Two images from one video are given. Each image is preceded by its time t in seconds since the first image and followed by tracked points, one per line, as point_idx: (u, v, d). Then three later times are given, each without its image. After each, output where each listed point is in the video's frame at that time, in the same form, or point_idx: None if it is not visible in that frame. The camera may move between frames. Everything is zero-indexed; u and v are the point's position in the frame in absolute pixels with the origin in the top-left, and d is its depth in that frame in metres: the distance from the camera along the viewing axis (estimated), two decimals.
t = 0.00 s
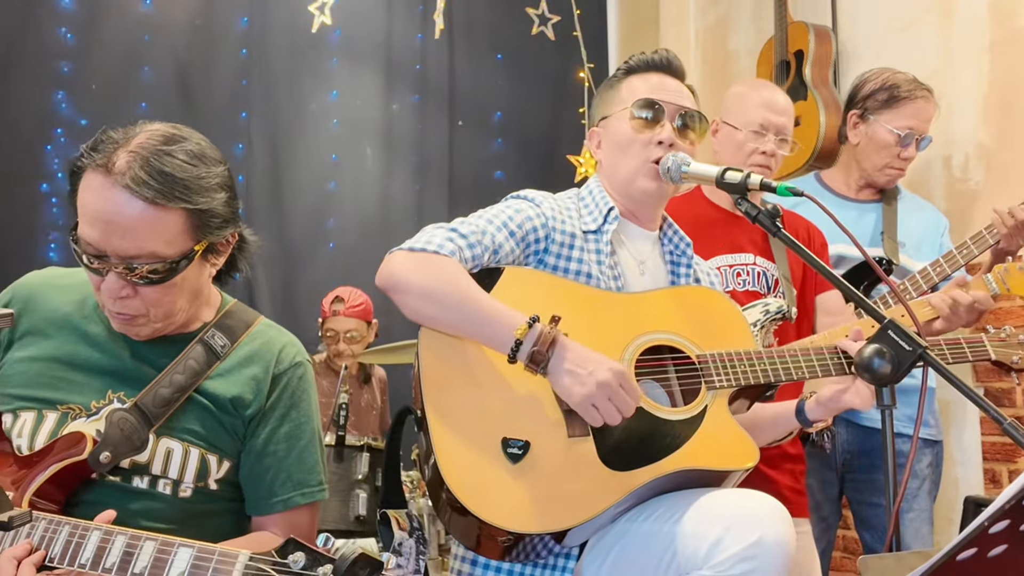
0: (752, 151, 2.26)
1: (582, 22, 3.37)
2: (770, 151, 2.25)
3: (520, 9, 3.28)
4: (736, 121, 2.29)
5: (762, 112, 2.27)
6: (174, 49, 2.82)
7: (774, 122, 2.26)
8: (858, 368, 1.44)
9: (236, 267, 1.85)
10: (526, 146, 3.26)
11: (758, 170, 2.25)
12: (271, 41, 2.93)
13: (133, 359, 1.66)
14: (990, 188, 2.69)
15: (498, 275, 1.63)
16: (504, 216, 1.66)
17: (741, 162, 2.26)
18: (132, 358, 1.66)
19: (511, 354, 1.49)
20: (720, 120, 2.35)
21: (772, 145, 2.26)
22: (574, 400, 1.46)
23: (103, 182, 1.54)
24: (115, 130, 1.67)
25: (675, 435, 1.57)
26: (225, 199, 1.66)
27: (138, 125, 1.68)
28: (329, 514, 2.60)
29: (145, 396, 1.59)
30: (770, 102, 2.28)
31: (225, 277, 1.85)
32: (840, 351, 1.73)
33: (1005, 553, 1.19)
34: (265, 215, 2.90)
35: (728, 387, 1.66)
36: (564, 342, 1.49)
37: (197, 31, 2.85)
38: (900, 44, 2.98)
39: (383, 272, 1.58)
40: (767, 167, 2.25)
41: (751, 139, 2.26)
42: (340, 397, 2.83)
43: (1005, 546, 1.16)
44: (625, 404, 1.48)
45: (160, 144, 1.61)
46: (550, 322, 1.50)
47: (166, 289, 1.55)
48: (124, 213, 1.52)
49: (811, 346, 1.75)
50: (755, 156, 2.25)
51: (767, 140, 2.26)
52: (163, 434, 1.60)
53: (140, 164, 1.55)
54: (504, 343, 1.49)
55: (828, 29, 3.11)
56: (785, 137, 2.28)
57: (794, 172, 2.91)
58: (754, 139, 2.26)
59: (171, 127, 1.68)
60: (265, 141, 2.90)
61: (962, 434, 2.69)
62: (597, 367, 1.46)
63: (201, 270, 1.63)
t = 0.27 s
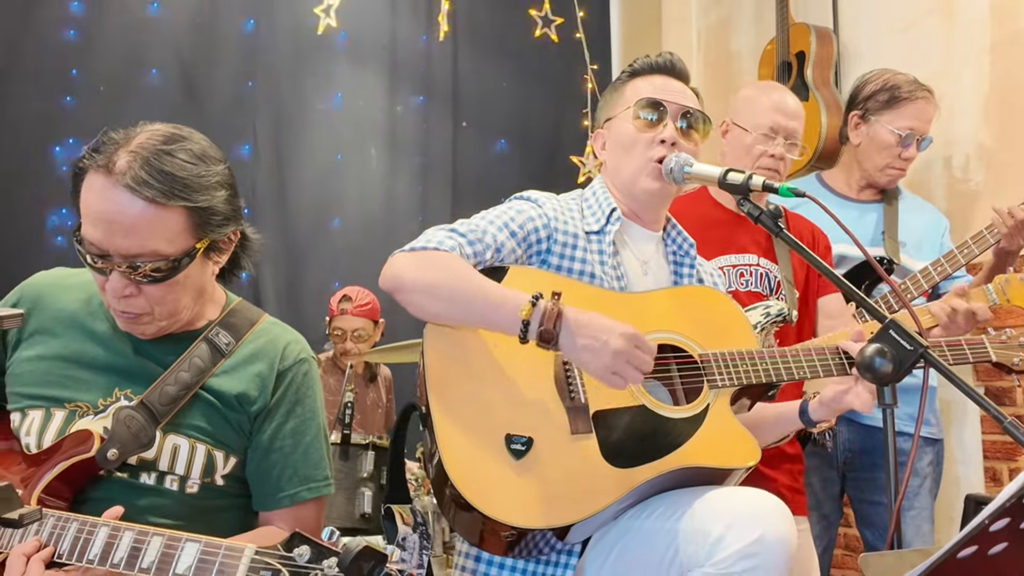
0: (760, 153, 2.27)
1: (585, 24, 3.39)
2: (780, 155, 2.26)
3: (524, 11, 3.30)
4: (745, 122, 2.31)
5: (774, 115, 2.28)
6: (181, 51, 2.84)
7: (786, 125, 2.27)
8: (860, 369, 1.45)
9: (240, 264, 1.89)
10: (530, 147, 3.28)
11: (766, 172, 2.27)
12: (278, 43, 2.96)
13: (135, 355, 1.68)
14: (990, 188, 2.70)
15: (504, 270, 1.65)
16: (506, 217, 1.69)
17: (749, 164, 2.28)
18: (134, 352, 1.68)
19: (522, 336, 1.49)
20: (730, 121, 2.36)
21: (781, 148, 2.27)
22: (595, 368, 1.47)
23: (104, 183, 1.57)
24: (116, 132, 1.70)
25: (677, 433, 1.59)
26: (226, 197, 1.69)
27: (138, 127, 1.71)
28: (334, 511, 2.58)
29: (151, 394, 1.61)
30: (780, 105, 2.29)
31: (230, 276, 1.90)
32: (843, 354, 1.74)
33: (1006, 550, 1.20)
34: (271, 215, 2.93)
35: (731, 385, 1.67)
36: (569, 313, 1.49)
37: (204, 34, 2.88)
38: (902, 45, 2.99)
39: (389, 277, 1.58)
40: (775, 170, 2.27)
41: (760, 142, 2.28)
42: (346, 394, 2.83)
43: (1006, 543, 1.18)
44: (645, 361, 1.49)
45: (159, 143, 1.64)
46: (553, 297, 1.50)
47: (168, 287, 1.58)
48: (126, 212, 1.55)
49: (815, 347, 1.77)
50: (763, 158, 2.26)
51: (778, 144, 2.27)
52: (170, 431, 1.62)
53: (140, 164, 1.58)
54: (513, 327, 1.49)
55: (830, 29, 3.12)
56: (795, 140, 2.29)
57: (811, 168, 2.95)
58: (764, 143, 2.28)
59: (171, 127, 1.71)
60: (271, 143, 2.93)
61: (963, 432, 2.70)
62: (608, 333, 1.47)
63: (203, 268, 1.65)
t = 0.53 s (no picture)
0: (758, 140, 2.29)
1: (588, 25, 3.41)
2: (777, 139, 2.28)
3: (527, 12, 3.33)
4: (741, 112, 2.33)
5: (768, 104, 2.30)
6: (188, 51, 2.87)
7: (780, 111, 2.30)
8: (863, 366, 1.46)
9: (239, 260, 1.91)
10: (535, 146, 3.30)
11: (765, 158, 2.28)
12: (283, 43, 2.99)
13: (137, 350, 1.70)
14: (992, 187, 2.71)
15: (508, 271, 1.66)
16: (514, 216, 1.70)
17: (749, 151, 2.30)
18: (133, 347, 1.71)
19: (523, 349, 1.51)
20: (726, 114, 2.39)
21: (778, 133, 2.29)
22: (589, 394, 1.49)
23: (100, 180, 1.59)
24: (110, 131, 1.74)
25: (680, 431, 1.60)
26: (221, 191, 1.72)
27: (132, 125, 1.75)
28: (339, 509, 2.64)
29: (154, 390, 1.63)
30: (777, 98, 2.32)
31: (229, 272, 1.92)
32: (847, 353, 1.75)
33: (1010, 546, 1.21)
34: (276, 215, 2.93)
35: (735, 383, 1.68)
36: (573, 337, 1.52)
37: (210, 34, 2.90)
38: (904, 45, 3.00)
39: (397, 270, 1.61)
40: (774, 156, 2.28)
41: (757, 129, 2.30)
42: (352, 393, 2.86)
43: (1009, 539, 1.19)
44: (636, 399, 1.52)
45: (153, 139, 1.67)
46: (560, 318, 1.53)
47: (167, 282, 1.60)
48: (122, 208, 1.57)
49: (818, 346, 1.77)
50: (762, 144, 2.28)
51: (774, 129, 2.29)
52: (174, 426, 1.64)
53: (135, 160, 1.61)
54: (516, 339, 1.51)
55: (832, 29, 3.13)
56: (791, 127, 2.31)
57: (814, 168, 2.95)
58: (760, 129, 2.29)
59: (165, 124, 1.74)
60: (276, 142, 2.95)
61: (965, 429, 2.70)
62: (607, 362, 1.49)
63: (202, 262, 1.68)
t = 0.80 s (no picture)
0: (766, 135, 2.29)
1: (592, 25, 3.42)
2: (785, 135, 2.28)
3: (531, 12, 3.34)
4: (749, 109, 2.34)
5: (775, 100, 2.31)
6: (194, 52, 2.88)
7: (787, 106, 2.31)
8: (869, 363, 1.46)
9: (241, 256, 1.92)
10: (539, 145, 3.31)
11: (774, 153, 2.29)
12: (289, 43, 3.00)
13: (141, 346, 1.72)
14: (994, 185, 2.72)
15: (515, 266, 1.66)
16: (518, 215, 1.71)
17: (758, 147, 2.30)
18: (138, 343, 1.72)
19: (534, 329, 1.50)
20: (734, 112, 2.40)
21: (786, 128, 2.30)
22: (609, 357, 1.49)
23: (100, 178, 1.61)
24: (109, 130, 1.75)
25: (686, 427, 1.61)
26: (221, 186, 1.74)
27: (131, 124, 1.76)
28: (346, 505, 2.66)
29: (159, 386, 1.64)
30: (783, 94, 2.33)
31: (232, 268, 1.93)
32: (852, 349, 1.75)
33: (1016, 541, 1.22)
34: (282, 215, 2.95)
35: (740, 380, 1.69)
36: (580, 304, 1.50)
37: (216, 35, 2.92)
38: (908, 44, 3.01)
39: (401, 273, 1.62)
40: (783, 151, 2.29)
41: (765, 125, 2.30)
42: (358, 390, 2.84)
43: (1015, 535, 1.19)
44: (656, 348, 1.51)
45: (152, 136, 1.69)
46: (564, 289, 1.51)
47: (170, 279, 1.62)
48: (123, 206, 1.58)
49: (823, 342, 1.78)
50: (770, 140, 2.29)
51: (782, 125, 2.30)
52: (179, 422, 1.65)
53: (134, 157, 1.62)
54: (526, 320, 1.51)
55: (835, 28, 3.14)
56: (797, 121, 2.32)
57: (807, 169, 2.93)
58: (767, 125, 2.30)
59: (163, 122, 1.76)
60: (281, 142, 2.97)
61: (966, 424, 2.70)
62: (618, 323, 1.49)
63: (203, 258, 1.69)
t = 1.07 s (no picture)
0: (787, 137, 2.31)
1: (597, 25, 3.42)
2: (806, 136, 2.30)
3: (536, 12, 3.34)
4: (769, 109, 2.35)
5: (797, 101, 2.33)
6: (200, 52, 2.89)
7: (810, 108, 2.32)
8: (875, 362, 1.45)
9: (247, 255, 1.93)
10: (544, 145, 3.31)
11: (795, 155, 2.31)
12: (294, 44, 3.01)
13: (149, 347, 1.72)
14: (998, 185, 2.72)
15: (522, 269, 1.68)
16: (525, 216, 1.71)
17: (778, 148, 2.32)
18: (146, 344, 1.72)
19: (536, 346, 1.53)
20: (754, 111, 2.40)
21: (808, 130, 2.31)
22: (604, 390, 1.51)
23: (107, 178, 1.61)
24: (116, 130, 1.76)
25: (692, 425, 1.61)
26: (227, 185, 1.75)
27: (137, 124, 1.77)
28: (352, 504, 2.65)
29: (168, 385, 1.65)
30: (804, 94, 2.34)
31: (239, 267, 1.94)
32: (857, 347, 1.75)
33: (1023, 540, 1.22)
34: (288, 214, 2.96)
35: (746, 378, 1.69)
36: (586, 334, 1.53)
37: (222, 36, 2.93)
38: (912, 44, 3.01)
39: (412, 271, 1.62)
40: (804, 153, 2.31)
41: (786, 126, 2.32)
42: (365, 390, 2.84)
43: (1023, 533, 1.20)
44: (650, 392, 1.54)
45: (157, 136, 1.70)
46: (574, 314, 1.54)
47: (177, 278, 1.62)
48: (129, 206, 1.59)
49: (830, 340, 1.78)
50: (790, 141, 2.30)
51: (803, 127, 2.31)
52: (188, 422, 1.66)
53: (140, 157, 1.63)
54: (530, 336, 1.53)
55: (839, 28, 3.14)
56: (819, 123, 2.33)
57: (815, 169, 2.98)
58: (789, 126, 2.31)
59: (170, 122, 1.77)
60: (287, 143, 2.98)
61: (971, 424, 2.71)
62: (621, 356, 1.51)
63: (211, 257, 1.70)
